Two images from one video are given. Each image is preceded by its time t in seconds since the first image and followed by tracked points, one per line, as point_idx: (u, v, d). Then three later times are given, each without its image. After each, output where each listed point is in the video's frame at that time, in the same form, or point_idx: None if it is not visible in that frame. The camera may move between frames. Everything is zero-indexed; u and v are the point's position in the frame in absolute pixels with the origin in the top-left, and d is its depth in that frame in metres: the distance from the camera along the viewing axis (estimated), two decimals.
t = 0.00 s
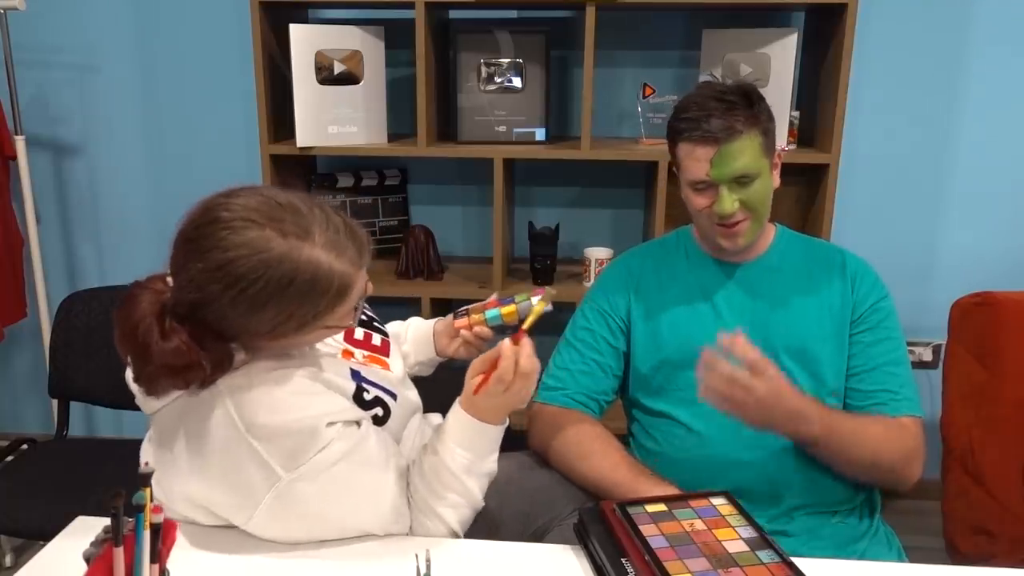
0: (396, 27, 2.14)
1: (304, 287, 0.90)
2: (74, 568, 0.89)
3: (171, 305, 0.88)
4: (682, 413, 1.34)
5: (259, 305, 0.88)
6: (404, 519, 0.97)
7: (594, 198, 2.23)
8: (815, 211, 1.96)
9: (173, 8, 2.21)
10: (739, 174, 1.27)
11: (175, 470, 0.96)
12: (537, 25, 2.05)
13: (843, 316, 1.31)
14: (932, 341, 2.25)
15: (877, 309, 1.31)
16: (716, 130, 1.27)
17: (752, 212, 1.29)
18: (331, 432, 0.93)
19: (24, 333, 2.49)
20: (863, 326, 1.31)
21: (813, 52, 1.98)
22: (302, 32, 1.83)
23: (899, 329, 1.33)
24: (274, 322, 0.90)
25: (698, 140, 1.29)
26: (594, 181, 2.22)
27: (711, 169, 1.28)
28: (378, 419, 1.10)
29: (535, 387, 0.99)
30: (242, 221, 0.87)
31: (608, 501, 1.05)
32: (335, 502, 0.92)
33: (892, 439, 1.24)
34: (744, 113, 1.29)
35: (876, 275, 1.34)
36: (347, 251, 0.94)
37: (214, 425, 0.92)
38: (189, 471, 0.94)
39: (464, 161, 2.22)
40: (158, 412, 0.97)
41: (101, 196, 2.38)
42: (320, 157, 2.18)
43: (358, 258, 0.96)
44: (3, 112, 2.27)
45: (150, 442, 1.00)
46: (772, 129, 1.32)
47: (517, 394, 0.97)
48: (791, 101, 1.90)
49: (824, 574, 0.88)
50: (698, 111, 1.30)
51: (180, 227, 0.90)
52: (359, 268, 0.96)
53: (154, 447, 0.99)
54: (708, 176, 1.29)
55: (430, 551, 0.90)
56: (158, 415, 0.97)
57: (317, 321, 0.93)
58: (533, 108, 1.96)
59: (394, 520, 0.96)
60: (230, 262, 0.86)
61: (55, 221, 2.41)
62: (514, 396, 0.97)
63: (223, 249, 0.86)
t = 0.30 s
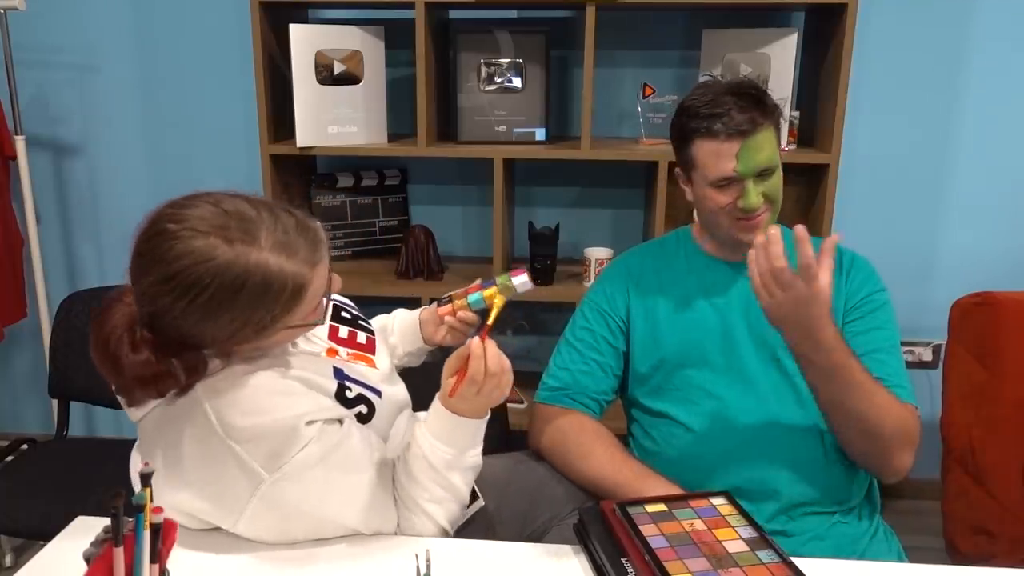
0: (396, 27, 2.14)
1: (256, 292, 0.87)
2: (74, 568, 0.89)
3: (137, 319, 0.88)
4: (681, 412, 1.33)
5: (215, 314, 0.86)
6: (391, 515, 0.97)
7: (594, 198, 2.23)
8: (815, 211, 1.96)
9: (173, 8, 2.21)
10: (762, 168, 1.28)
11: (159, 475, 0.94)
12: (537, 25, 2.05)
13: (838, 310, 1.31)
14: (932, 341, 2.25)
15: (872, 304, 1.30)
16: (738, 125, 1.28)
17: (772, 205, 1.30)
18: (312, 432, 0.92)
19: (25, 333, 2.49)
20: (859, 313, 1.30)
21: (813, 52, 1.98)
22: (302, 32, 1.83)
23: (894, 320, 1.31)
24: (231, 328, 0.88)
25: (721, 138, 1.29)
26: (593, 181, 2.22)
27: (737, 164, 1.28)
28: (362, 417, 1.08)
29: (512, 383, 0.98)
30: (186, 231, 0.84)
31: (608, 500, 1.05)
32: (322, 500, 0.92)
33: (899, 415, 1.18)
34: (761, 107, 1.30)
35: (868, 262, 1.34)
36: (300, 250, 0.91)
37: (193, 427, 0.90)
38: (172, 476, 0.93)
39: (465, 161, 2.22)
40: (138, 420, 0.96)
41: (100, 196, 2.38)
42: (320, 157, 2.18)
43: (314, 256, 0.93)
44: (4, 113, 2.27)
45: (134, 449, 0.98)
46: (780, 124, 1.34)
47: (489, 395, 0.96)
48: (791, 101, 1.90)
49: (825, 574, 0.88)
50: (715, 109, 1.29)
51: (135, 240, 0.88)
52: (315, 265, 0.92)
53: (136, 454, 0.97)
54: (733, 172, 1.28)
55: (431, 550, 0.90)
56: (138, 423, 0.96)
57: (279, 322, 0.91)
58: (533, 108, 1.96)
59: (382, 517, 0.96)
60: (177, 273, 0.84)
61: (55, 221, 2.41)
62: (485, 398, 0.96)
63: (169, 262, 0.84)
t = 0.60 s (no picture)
0: (396, 27, 2.14)
1: (244, 285, 0.87)
2: (74, 568, 0.89)
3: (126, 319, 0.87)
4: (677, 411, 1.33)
5: (204, 309, 0.86)
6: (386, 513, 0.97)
7: (594, 198, 2.23)
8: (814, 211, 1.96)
9: (173, 7, 2.20)
10: (749, 161, 1.25)
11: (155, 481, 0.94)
12: (537, 25, 2.05)
13: (835, 303, 1.31)
14: (932, 341, 2.25)
15: (867, 299, 1.29)
16: (721, 119, 1.29)
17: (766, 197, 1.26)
18: (304, 434, 0.91)
19: (25, 333, 2.49)
20: (854, 307, 1.29)
21: (813, 51, 1.98)
22: (302, 32, 1.83)
23: (891, 317, 1.29)
24: (219, 323, 0.88)
25: (705, 133, 1.29)
26: (592, 181, 2.22)
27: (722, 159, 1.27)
28: (357, 415, 1.07)
29: (490, 381, 0.94)
30: (174, 226, 0.84)
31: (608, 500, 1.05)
32: (316, 503, 0.92)
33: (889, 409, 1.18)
34: (744, 102, 1.30)
35: (865, 258, 1.34)
36: (288, 244, 0.91)
37: (185, 431, 0.90)
38: (167, 481, 0.92)
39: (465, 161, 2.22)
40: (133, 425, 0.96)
41: (100, 196, 2.38)
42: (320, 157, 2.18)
43: (302, 250, 0.93)
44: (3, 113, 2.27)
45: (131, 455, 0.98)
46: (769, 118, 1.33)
47: (465, 399, 0.93)
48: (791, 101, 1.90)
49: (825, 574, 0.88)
50: (699, 107, 1.31)
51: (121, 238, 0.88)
52: (302, 260, 0.92)
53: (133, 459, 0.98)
54: (719, 166, 1.28)
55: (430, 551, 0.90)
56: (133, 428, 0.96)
57: (268, 317, 0.91)
58: (533, 108, 1.96)
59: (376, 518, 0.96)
60: (165, 267, 0.83)
61: (55, 221, 2.41)
62: (461, 402, 0.94)
63: (157, 257, 0.83)
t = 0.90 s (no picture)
0: (396, 27, 2.14)
1: (234, 289, 0.86)
2: (74, 568, 0.89)
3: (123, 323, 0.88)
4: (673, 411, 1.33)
5: (196, 314, 0.85)
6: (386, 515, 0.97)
7: (594, 198, 2.23)
8: (814, 211, 1.96)
9: (172, 8, 2.21)
10: (736, 147, 1.25)
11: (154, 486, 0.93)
12: (537, 25, 2.05)
13: (829, 296, 1.30)
14: (932, 341, 2.25)
15: (860, 295, 1.28)
16: (708, 109, 1.29)
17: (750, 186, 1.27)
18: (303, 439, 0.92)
19: (25, 333, 2.49)
20: (846, 299, 1.28)
21: (812, 52, 1.98)
22: (302, 31, 1.83)
23: (885, 312, 1.28)
24: (212, 326, 0.87)
25: (692, 120, 1.30)
26: (592, 181, 2.22)
27: (710, 146, 1.27)
28: (358, 416, 1.07)
29: (482, 381, 0.93)
30: (163, 231, 0.83)
31: (608, 500, 1.05)
32: (315, 507, 0.92)
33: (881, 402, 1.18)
34: (732, 93, 1.31)
35: (859, 252, 1.33)
36: (279, 247, 0.90)
37: (184, 437, 0.90)
38: (167, 486, 0.92)
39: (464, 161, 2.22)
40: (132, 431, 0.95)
41: (100, 196, 2.38)
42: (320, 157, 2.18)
43: (295, 252, 0.91)
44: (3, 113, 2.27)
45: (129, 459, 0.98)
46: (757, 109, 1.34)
47: (458, 399, 0.92)
48: (791, 101, 1.90)
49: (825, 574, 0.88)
50: (686, 97, 1.32)
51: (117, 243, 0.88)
52: (295, 261, 0.91)
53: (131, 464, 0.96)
54: (705, 154, 1.28)
55: (430, 550, 0.90)
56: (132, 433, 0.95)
57: (262, 320, 0.90)
58: (533, 108, 1.96)
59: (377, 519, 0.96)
60: (156, 271, 0.83)
61: (55, 221, 2.41)
62: (454, 401, 0.93)
63: (147, 262, 0.83)
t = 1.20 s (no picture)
0: (396, 27, 2.14)
1: (253, 306, 0.85)
2: (74, 569, 0.89)
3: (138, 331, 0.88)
4: (672, 412, 1.34)
5: (214, 330, 0.85)
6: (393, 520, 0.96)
7: (594, 199, 2.23)
8: (815, 211, 1.96)
9: (173, 8, 2.21)
10: (734, 150, 1.26)
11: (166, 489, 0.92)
12: (537, 25, 2.05)
13: (826, 296, 1.30)
14: (931, 341, 2.25)
15: (859, 295, 1.28)
16: (706, 111, 1.29)
17: (747, 189, 1.28)
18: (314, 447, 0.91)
19: (24, 333, 2.49)
20: (841, 295, 1.29)
21: (812, 52, 1.98)
22: (302, 31, 1.83)
23: (884, 312, 1.28)
24: (230, 341, 0.87)
25: (689, 121, 1.30)
26: (592, 181, 2.22)
27: (707, 148, 1.28)
28: (370, 420, 1.04)
29: (497, 383, 0.92)
30: (180, 247, 0.83)
31: (608, 500, 1.05)
32: (322, 513, 0.91)
33: (875, 403, 1.18)
34: (729, 95, 1.31)
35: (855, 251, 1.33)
36: (298, 261, 0.89)
37: (199, 440, 0.89)
38: (179, 488, 0.91)
39: (464, 161, 2.22)
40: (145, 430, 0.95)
41: (100, 196, 2.38)
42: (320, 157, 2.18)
43: (313, 265, 0.91)
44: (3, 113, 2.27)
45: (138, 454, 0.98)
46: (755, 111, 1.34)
47: (473, 401, 0.91)
48: (791, 101, 1.90)
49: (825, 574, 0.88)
50: (685, 98, 1.32)
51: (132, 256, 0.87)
52: (313, 274, 0.90)
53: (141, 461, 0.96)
54: (703, 155, 1.28)
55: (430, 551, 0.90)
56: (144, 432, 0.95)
57: (280, 334, 0.90)
58: (533, 108, 1.96)
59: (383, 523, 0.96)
60: (173, 290, 0.82)
61: (55, 221, 2.41)
62: (468, 405, 0.91)
63: (165, 279, 0.82)
